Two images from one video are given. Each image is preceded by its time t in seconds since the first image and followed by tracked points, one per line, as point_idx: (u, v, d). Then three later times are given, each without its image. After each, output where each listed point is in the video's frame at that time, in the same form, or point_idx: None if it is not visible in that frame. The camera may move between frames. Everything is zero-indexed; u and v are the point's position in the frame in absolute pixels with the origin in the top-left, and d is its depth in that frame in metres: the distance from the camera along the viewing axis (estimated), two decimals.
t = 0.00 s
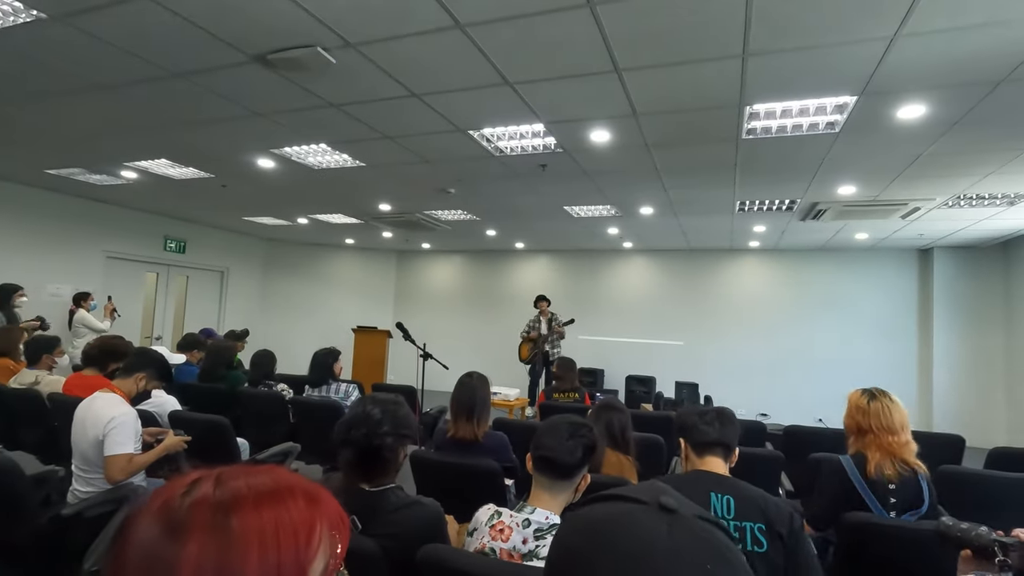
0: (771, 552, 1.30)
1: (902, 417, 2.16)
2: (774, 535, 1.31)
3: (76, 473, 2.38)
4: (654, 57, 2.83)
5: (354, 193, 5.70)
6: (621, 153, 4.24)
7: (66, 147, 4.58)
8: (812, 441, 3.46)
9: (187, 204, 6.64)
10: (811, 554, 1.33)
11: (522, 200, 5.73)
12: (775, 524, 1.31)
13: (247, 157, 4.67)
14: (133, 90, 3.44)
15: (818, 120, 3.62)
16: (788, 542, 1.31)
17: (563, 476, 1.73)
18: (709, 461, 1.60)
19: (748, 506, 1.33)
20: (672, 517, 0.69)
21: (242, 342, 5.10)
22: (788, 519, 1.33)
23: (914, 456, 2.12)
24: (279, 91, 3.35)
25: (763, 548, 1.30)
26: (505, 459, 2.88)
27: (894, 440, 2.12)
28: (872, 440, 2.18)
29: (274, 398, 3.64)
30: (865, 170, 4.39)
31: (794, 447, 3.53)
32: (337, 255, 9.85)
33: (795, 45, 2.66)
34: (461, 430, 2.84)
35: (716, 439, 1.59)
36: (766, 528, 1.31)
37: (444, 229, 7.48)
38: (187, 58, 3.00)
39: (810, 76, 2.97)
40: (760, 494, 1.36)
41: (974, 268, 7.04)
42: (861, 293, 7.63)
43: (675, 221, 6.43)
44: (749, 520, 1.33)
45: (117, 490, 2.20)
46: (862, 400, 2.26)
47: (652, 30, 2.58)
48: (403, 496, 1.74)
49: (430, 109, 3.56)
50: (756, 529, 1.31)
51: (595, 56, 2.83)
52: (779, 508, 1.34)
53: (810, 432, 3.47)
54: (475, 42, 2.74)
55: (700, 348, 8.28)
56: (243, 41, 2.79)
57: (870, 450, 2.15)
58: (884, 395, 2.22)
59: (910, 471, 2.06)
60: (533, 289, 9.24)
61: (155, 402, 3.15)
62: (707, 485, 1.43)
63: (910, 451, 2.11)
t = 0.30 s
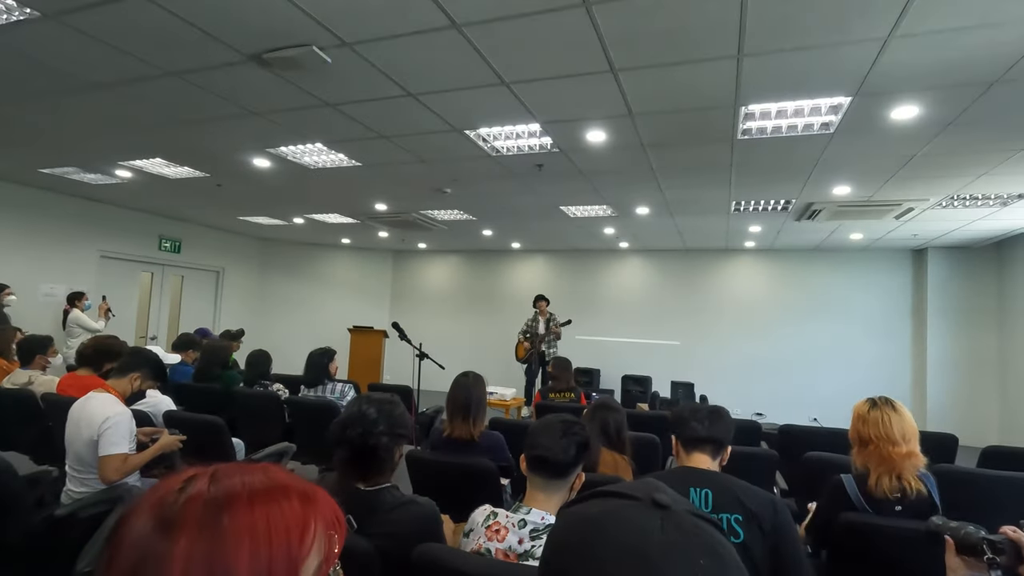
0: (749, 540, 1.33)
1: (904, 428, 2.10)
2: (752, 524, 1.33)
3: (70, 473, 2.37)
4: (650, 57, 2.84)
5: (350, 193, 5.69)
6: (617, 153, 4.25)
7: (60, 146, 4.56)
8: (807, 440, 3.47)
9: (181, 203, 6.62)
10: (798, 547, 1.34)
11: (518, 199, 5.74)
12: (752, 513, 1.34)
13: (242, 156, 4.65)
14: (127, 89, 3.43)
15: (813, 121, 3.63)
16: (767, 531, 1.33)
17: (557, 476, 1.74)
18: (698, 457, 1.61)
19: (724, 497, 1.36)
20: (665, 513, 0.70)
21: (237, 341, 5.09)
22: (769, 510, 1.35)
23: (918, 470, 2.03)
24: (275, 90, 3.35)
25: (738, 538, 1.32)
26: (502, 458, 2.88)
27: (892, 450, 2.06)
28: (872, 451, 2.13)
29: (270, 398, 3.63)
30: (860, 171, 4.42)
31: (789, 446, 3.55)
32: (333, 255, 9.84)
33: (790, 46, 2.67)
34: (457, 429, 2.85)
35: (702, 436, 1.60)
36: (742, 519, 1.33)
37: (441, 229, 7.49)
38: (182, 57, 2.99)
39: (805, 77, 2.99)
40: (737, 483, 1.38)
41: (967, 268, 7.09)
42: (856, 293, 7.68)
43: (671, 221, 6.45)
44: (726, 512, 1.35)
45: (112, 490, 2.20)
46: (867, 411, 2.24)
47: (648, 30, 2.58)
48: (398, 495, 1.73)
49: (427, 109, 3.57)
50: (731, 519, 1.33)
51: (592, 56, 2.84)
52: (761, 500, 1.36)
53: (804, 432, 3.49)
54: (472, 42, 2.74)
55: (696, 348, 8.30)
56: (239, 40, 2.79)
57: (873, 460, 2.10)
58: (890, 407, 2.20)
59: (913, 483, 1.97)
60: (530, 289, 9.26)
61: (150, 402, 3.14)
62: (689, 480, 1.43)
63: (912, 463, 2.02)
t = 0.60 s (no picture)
0: (759, 548, 1.32)
1: (904, 432, 2.10)
2: (759, 531, 1.33)
3: (68, 473, 2.37)
4: (648, 58, 2.85)
5: (348, 193, 5.69)
6: (615, 154, 4.26)
7: (57, 145, 4.54)
8: (803, 440, 3.49)
9: (178, 203, 6.60)
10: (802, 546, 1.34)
11: (516, 200, 5.75)
12: (758, 521, 1.33)
13: (240, 156, 4.65)
14: (125, 88, 3.42)
15: (810, 121, 3.65)
16: (775, 535, 1.33)
17: (556, 477, 1.75)
18: (694, 461, 1.62)
19: (728, 507, 1.36)
20: (664, 512, 0.71)
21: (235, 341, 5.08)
22: (773, 512, 1.35)
23: (909, 474, 2.05)
24: (273, 90, 3.35)
25: (749, 547, 1.32)
26: (500, 458, 2.89)
27: (888, 451, 2.07)
28: (867, 448, 2.14)
29: (268, 398, 3.63)
30: (856, 172, 4.44)
31: (786, 445, 3.57)
32: (331, 254, 9.83)
33: (788, 48, 2.69)
34: (456, 429, 2.85)
35: (693, 439, 1.61)
36: (750, 528, 1.33)
37: (439, 228, 7.49)
38: (180, 56, 2.99)
39: (803, 78, 3.00)
40: (741, 489, 1.38)
41: (962, 268, 7.13)
42: (852, 292, 7.71)
43: (669, 221, 6.47)
44: (733, 522, 1.34)
45: (111, 490, 2.21)
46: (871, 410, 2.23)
47: (646, 31, 2.59)
48: (397, 495, 1.73)
49: (425, 109, 3.57)
50: (740, 530, 1.33)
51: (590, 57, 2.85)
52: (764, 501, 1.36)
53: (801, 432, 3.51)
54: (470, 43, 2.75)
55: (694, 348, 8.32)
56: (237, 40, 2.79)
57: (866, 458, 2.12)
58: (895, 409, 2.19)
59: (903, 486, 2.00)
60: (527, 289, 9.27)
61: (149, 403, 3.13)
62: (691, 485, 1.43)
63: (903, 466, 2.05)
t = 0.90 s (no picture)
0: (773, 566, 1.34)
1: (898, 430, 2.12)
2: (775, 550, 1.34)
3: (65, 474, 2.37)
4: (646, 59, 2.85)
5: (346, 192, 5.69)
6: (613, 154, 4.27)
7: (53, 144, 4.53)
8: (800, 439, 3.51)
9: (175, 202, 6.59)
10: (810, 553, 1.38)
11: (514, 199, 5.76)
12: (775, 540, 1.34)
13: (238, 156, 4.64)
14: (122, 88, 3.41)
15: (808, 122, 3.66)
16: (789, 551, 1.36)
17: (555, 478, 1.76)
18: (703, 468, 1.62)
19: (747, 524, 1.36)
20: (663, 512, 0.72)
21: (232, 340, 5.08)
22: (787, 529, 1.37)
23: (903, 472, 2.06)
24: (271, 90, 3.34)
25: (763, 566, 1.34)
26: (498, 457, 2.90)
27: (882, 447, 2.09)
28: (862, 445, 2.16)
29: (266, 398, 3.63)
30: (853, 172, 4.46)
31: (783, 445, 3.59)
32: (328, 253, 9.82)
33: (785, 48, 2.69)
34: (454, 429, 2.86)
35: (707, 444, 1.60)
36: (766, 547, 1.34)
37: (437, 228, 7.50)
38: (177, 56, 2.98)
39: (800, 79, 3.01)
40: (758, 499, 1.38)
41: (957, 267, 7.16)
42: (849, 292, 7.73)
43: (666, 221, 6.48)
44: (749, 542, 1.34)
45: (109, 491, 2.20)
46: (865, 409, 2.25)
47: (644, 31, 2.59)
48: (395, 495, 1.73)
49: (423, 109, 3.57)
50: (757, 549, 1.34)
51: (588, 57, 2.85)
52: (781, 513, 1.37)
53: (797, 431, 3.53)
54: (468, 43, 2.75)
55: (691, 348, 8.35)
56: (234, 39, 2.78)
57: (861, 454, 2.14)
58: (888, 407, 2.21)
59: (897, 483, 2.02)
60: (525, 288, 9.28)
61: (146, 402, 3.13)
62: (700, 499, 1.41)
63: (897, 464, 2.06)
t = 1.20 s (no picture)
0: None
1: (896, 428, 2.12)
2: None
3: (65, 472, 2.36)
4: (645, 58, 2.85)
5: (345, 191, 5.68)
6: (613, 153, 4.27)
7: (52, 143, 4.52)
8: (799, 437, 3.52)
9: (174, 201, 6.58)
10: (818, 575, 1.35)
11: (513, 198, 5.75)
12: (781, 567, 1.33)
13: (236, 155, 4.63)
14: (121, 86, 3.40)
15: (807, 121, 3.66)
16: None
17: (554, 478, 1.76)
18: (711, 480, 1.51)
19: (755, 552, 1.34)
20: (665, 510, 0.72)
21: (231, 339, 5.08)
22: (796, 556, 1.35)
23: (903, 470, 2.06)
24: (270, 89, 3.34)
25: None
26: (497, 457, 2.90)
27: (881, 445, 2.09)
28: (861, 444, 2.16)
29: (265, 397, 3.63)
30: (852, 171, 4.46)
31: (782, 443, 3.59)
32: (327, 253, 9.82)
33: (785, 47, 2.69)
34: (454, 428, 2.86)
35: (720, 455, 1.49)
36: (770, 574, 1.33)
37: (436, 227, 7.49)
38: (176, 54, 2.97)
39: (800, 77, 3.01)
40: (763, 514, 1.37)
41: (956, 266, 7.18)
42: (848, 292, 7.74)
43: (665, 220, 6.49)
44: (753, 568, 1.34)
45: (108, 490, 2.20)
46: (862, 407, 2.25)
47: (643, 31, 2.60)
48: (395, 494, 1.73)
49: (423, 108, 3.57)
50: None
51: (588, 56, 2.85)
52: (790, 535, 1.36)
53: (797, 430, 3.53)
54: (468, 42, 2.75)
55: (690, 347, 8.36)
56: (234, 38, 2.78)
57: (860, 453, 2.14)
58: (885, 404, 2.21)
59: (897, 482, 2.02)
60: (524, 287, 9.29)
61: (145, 402, 3.12)
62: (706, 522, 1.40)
63: (897, 461, 2.06)
